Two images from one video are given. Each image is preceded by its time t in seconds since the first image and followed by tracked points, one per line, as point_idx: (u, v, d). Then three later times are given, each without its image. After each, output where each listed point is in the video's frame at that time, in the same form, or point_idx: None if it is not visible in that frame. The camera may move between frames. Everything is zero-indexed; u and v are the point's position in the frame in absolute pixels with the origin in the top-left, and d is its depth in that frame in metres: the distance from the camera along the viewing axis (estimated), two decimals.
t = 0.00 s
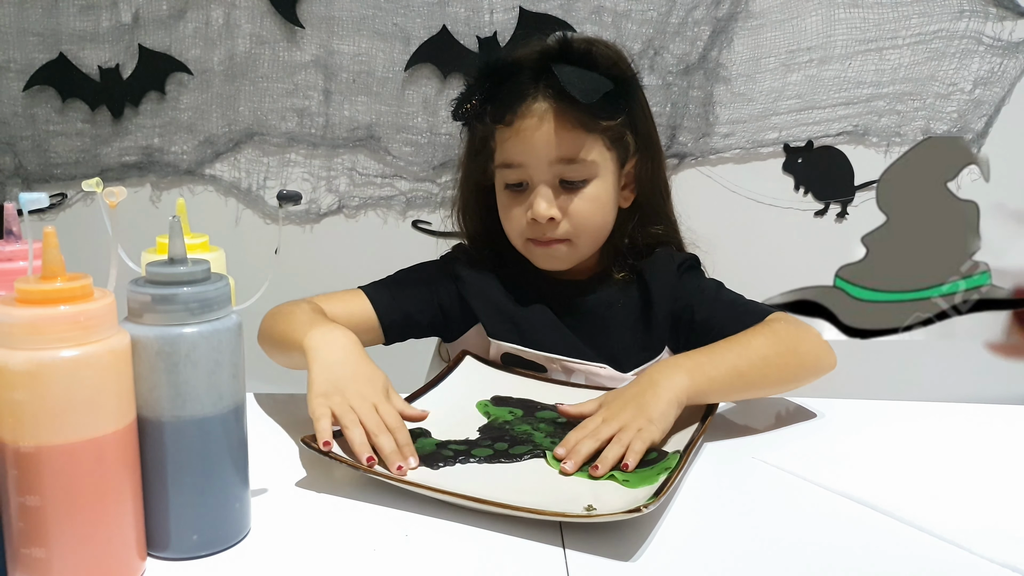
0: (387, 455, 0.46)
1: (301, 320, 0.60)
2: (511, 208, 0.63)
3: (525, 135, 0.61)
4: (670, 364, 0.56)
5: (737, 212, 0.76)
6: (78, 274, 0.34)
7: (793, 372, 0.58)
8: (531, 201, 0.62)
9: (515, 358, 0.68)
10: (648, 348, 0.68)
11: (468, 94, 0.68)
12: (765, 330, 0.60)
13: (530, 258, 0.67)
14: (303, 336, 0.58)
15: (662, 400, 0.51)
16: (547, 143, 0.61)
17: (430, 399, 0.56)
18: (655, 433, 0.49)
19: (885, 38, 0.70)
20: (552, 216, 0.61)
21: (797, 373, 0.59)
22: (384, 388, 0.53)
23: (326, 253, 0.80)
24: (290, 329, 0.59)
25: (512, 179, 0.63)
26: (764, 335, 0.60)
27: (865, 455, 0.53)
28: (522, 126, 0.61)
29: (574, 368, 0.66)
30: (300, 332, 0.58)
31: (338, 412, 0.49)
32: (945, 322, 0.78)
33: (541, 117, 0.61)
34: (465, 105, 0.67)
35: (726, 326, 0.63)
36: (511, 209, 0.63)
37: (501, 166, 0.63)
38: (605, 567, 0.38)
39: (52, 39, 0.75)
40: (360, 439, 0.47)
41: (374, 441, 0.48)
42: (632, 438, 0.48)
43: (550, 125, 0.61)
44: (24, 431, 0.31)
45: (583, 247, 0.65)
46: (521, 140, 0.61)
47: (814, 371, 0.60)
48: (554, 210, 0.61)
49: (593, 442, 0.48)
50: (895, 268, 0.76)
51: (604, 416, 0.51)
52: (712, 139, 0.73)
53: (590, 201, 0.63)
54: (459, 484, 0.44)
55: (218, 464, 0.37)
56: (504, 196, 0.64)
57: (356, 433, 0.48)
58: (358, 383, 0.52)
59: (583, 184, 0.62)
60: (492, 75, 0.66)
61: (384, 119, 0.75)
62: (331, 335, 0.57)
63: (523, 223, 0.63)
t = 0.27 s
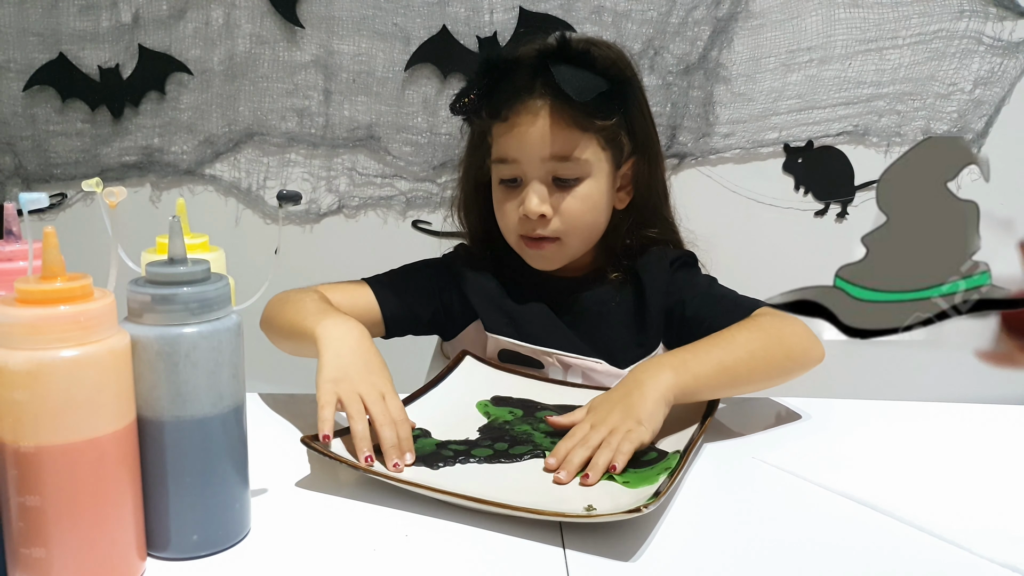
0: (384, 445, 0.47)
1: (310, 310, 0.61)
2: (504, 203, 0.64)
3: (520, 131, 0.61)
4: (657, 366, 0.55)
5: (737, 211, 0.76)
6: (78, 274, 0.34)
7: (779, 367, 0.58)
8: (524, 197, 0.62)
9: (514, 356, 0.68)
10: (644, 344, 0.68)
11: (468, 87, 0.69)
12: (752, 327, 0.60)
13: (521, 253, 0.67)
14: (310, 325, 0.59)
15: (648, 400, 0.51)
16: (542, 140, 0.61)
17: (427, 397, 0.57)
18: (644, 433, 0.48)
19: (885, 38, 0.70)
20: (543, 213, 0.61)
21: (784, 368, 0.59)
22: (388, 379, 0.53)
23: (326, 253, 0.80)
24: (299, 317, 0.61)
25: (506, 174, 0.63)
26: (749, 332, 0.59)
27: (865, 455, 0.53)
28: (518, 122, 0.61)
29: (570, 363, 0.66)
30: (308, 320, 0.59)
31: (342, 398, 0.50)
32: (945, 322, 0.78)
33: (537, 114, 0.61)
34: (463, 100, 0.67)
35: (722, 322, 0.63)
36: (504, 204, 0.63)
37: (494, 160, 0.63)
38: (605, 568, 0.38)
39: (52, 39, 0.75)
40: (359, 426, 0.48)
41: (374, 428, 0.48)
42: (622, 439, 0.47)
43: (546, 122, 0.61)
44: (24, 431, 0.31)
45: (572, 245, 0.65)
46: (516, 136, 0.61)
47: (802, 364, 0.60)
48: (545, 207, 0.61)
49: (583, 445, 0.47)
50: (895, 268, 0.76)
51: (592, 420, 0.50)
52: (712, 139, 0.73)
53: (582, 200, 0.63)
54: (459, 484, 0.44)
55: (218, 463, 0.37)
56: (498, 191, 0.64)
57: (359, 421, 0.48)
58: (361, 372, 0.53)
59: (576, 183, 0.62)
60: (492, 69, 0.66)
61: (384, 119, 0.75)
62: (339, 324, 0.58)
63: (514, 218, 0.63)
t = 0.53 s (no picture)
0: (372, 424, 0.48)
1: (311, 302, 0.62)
2: (505, 199, 0.63)
3: (523, 127, 0.61)
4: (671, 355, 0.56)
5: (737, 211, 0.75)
6: (78, 274, 0.34)
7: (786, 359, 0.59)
8: (525, 193, 0.62)
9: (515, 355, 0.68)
10: (643, 341, 0.68)
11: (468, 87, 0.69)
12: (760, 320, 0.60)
13: (521, 249, 0.67)
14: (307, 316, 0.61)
15: (665, 389, 0.52)
16: (545, 136, 0.61)
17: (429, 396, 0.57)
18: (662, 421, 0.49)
19: (885, 38, 0.70)
20: (545, 209, 0.61)
21: (789, 360, 0.59)
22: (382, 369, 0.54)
23: (326, 253, 0.80)
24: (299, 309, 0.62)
25: (508, 171, 0.63)
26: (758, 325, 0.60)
27: (865, 455, 0.53)
28: (521, 119, 0.61)
29: (568, 360, 0.67)
30: (306, 311, 0.61)
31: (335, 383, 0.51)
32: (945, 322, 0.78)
33: (540, 111, 0.61)
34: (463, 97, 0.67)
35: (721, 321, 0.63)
36: (505, 200, 0.63)
37: (497, 155, 0.63)
38: (605, 568, 0.38)
39: (53, 39, 0.75)
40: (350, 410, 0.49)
41: (364, 413, 0.49)
42: (638, 426, 0.48)
43: (549, 119, 0.61)
44: (24, 431, 0.31)
45: (573, 243, 0.65)
46: (518, 131, 0.61)
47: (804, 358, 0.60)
48: (547, 203, 0.61)
49: (600, 431, 0.48)
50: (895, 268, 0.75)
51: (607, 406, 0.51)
52: (713, 139, 0.74)
53: (584, 197, 0.63)
54: (459, 484, 0.44)
55: (218, 463, 0.37)
56: (500, 188, 0.64)
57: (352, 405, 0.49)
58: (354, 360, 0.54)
59: (578, 180, 0.62)
60: (493, 66, 0.66)
61: (384, 119, 0.75)
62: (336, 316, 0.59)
63: (515, 213, 0.63)
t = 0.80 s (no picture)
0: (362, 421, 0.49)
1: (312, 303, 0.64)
2: (507, 198, 0.63)
3: (526, 126, 0.61)
4: (677, 361, 0.56)
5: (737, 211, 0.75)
6: (78, 274, 0.34)
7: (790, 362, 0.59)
8: (526, 192, 0.62)
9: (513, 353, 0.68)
10: (643, 340, 0.68)
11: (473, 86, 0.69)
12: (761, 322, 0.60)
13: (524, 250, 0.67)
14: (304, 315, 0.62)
15: (672, 398, 0.51)
16: (547, 134, 0.61)
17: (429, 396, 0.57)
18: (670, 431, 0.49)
19: (885, 38, 0.70)
20: (547, 208, 0.61)
21: (793, 363, 0.59)
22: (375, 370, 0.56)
23: (326, 253, 0.80)
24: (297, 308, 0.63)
25: (510, 170, 0.63)
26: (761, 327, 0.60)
27: (865, 455, 0.53)
28: (524, 117, 0.62)
29: (564, 360, 0.67)
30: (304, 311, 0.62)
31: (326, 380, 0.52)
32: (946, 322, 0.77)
33: (542, 109, 0.61)
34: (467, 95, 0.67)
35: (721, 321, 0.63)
36: (507, 199, 0.63)
37: (499, 155, 0.63)
38: (605, 568, 0.38)
39: (53, 39, 0.75)
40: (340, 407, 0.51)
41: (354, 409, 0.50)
42: (648, 437, 0.48)
43: (552, 118, 0.61)
44: (24, 431, 0.31)
45: (574, 242, 0.65)
46: (521, 130, 0.61)
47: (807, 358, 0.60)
48: (549, 202, 0.61)
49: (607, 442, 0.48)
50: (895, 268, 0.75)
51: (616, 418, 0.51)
52: (713, 139, 0.74)
53: (585, 197, 0.63)
54: (460, 484, 0.44)
55: (218, 462, 0.37)
56: (501, 187, 0.64)
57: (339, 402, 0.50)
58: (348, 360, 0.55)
59: (579, 179, 0.62)
60: (496, 66, 0.66)
61: (384, 119, 0.75)
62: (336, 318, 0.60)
63: (517, 212, 0.63)
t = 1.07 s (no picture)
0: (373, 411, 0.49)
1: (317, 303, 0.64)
2: (509, 196, 0.64)
3: (529, 124, 0.62)
4: (673, 361, 0.56)
5: (737, 211, 0.75)
6: (78, 274, 0.34)
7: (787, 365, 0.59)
8: (529, 189, 0.62)
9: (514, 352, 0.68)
10: (642, 341, 0.68)
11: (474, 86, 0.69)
12: (761, 325, 0.60)
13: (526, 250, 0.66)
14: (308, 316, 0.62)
15: (668, 398, 0.51)
16: (549, 132, 0.61)
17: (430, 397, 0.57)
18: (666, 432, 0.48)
19: (885, 38, 0.70)
20: (548, 205, 0.62)
21: (790, 365, 0.59)
22: (383, 370, 0.56)
23: (326, 253, 0.80)
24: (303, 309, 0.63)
25: (512, 168, 0.63)
26: (760, 330, 0.60)
27: (865, 455, 0.53)
28: (527, 115, 0.62)
29: (564, 360, 0.67)
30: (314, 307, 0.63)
31: (334, 371, 0.52)
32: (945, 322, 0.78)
33: (545, 108, 0.62)
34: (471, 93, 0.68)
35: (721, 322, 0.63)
36: (510, 197, 0.64)
37: (503, 154, 0.64)
38: (605, 568, 0.38)
39: (52, 39, 0.75)
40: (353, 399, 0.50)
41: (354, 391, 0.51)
42: (644, 438, 0.47)
43: (554, 116, 0.61)
44: (24, 431, 0.31)
45: (576, 241, 0.65)
46: (524, 128, 0.62)
47: (806, 362, 0.60)
48: (551, 199, 0.62)
49: (603, 442, 0.47)
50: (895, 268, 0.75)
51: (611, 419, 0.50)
52: (712, 139, 0.73)
53: (587, 195, 0.63)
54: (460, 484, 0.44)
55: (218, 462, 0.37)
56: (504, 185, 0.64)
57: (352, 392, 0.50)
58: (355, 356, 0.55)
59: (582, 178, 0.62)
60: (500, 65, 0.66)
61: (384, 119, 0.75)
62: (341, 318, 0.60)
63: (519, 209, 0.63)
